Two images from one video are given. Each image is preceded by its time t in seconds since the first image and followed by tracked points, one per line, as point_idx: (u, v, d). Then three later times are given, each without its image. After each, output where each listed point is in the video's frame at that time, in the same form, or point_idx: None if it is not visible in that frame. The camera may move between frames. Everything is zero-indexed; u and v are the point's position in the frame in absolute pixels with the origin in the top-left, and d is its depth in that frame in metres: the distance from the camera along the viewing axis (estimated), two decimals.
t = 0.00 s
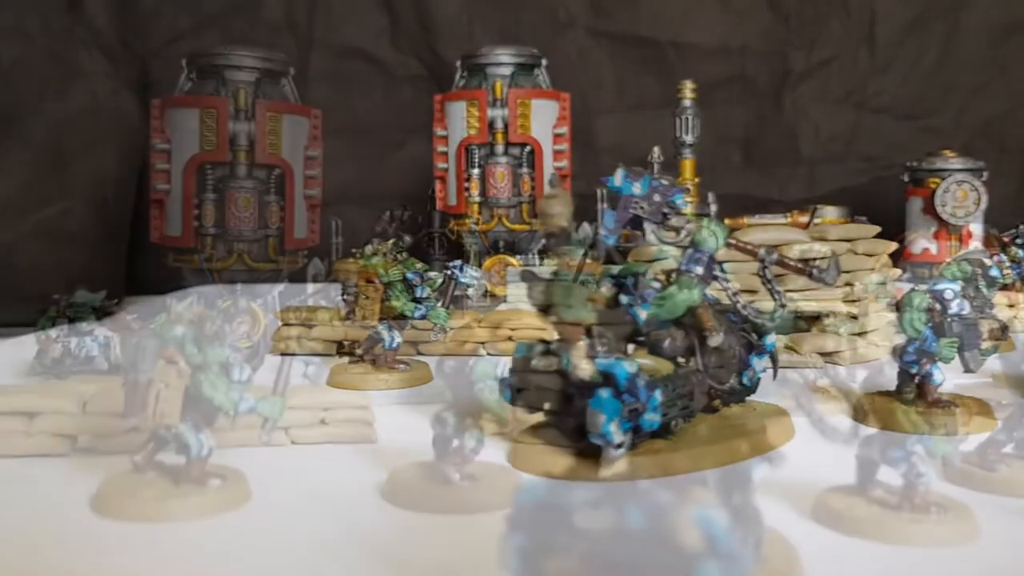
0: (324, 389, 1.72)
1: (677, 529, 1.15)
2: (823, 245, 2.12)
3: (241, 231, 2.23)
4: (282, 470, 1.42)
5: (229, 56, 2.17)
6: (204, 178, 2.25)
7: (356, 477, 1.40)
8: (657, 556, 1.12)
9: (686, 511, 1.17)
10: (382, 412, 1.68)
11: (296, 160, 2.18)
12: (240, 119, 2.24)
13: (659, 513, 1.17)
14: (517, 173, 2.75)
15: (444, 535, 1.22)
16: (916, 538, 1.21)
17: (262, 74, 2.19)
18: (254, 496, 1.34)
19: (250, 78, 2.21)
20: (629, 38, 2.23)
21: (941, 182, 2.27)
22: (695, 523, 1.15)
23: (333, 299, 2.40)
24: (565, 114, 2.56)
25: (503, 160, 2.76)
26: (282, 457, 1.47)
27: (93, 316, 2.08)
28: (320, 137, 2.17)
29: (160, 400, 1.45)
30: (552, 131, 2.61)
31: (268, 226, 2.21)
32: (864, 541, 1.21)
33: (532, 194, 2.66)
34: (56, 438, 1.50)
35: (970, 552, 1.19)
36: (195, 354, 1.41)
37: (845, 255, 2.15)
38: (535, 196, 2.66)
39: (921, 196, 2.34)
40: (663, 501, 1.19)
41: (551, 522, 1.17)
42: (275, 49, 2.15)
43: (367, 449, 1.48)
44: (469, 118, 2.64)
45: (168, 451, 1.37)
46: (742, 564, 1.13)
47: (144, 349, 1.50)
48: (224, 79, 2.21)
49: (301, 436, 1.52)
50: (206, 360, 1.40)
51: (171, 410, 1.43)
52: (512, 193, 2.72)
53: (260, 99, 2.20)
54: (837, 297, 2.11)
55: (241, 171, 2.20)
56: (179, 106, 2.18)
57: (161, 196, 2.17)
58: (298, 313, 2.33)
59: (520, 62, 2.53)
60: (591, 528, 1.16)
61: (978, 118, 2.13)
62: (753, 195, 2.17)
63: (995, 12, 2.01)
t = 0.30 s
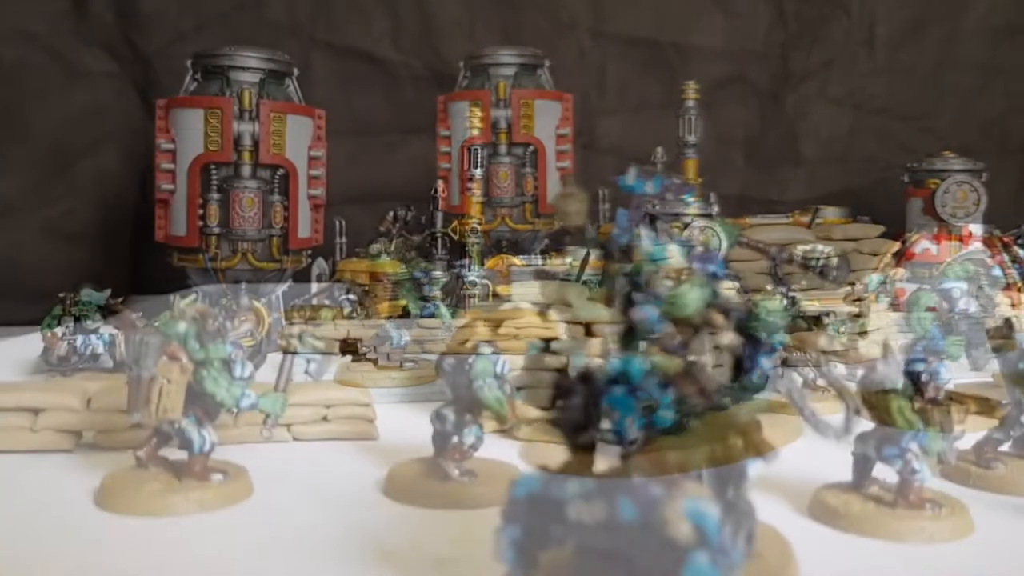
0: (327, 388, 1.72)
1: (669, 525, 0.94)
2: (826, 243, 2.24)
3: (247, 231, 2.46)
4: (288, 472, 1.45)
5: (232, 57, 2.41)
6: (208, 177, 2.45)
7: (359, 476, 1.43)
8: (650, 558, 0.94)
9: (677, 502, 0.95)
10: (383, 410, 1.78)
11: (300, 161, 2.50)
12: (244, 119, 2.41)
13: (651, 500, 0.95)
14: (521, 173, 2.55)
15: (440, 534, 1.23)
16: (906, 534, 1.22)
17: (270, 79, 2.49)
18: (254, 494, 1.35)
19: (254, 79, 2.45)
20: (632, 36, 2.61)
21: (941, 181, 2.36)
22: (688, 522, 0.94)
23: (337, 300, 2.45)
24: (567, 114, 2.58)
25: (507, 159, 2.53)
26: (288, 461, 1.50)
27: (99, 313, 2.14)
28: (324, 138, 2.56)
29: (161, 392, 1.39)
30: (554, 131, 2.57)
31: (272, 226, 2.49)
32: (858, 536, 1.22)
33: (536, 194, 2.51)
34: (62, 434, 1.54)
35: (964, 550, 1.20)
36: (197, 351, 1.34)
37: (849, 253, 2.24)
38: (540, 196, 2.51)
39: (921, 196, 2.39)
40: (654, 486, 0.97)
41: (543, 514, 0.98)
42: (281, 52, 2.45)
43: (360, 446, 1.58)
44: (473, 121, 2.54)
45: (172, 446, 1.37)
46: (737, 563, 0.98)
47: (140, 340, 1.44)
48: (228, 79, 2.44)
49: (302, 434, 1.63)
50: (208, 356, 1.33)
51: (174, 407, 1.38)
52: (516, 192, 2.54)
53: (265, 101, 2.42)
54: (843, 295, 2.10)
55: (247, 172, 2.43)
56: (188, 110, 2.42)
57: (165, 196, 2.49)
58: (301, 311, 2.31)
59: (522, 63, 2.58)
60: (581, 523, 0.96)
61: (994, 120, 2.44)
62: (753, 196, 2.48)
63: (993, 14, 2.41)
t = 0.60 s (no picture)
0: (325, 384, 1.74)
1: (658, 524, 0.85)
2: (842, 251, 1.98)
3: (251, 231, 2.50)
4: (289, 471, 1.47)
5: (238, 56, 2.42)
6: (213, 177, 2.49)
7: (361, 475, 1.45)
8: (643, 556, 0.85)
9: (668, 497, 0.85)
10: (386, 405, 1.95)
11: (304, 160, 2.52)
12: (248, 119, 2.44)
13: (648, 496, 0.86)
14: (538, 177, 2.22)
15: (438, 531, 1.24)
16: (901, 532, 1.22)
17: (274, 80, 2.50)
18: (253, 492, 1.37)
19: (258, 79, 2.47)
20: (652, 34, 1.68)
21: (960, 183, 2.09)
22: (680, 519, 0.84)
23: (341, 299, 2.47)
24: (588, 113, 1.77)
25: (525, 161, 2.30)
26: (289, 461, 1.52)
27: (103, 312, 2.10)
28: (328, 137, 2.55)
29: (158, 390, 1.35)
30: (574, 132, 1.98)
31: (275, 225, 2.52)
32: (854, 534, 1.23)
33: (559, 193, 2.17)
34: (66, 432, 1.57)
35: (962, 548, 1.20)
36: (197, 349, 1.33)
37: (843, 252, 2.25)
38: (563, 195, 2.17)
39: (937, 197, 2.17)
40: (645, 481, 0.87)
41: (533, 512, 0.89)
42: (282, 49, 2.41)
43: (359, 444, 1.63)
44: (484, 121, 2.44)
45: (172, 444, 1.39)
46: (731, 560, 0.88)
47: (142, 338, 1.32)
48: (232, 78, 2.46)
49: (303, 433, 1.66)
50: (208, 354, 1.33)
51: (172, 404, 1.36)
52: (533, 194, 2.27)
53: (270, 101, 2.45)
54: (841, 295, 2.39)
55: (252, 173, 2.47)
56: (192, 111, 2.45)
57: (169, 195, 2.51)
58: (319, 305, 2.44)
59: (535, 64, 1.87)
60: (572, 521, 0.87)
61: (992, 122, 1.71)
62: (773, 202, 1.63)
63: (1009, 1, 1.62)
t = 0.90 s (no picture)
0: (324, 377, 1.72)
1: (641, 518, 0.82)
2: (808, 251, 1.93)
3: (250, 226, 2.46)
4: (283, 466, 1.47)
5: (238, 52, 2.43)
6: (213, 172, 2.44)
7: (356, 471, 1.46)
8: (627, 549, 0.84)
9: (652, 490, 0.83)
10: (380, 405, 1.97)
11: (303, 156, 2.50)
12: (248, 114, 2.42)
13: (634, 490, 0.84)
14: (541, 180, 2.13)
15: (431, 526, 1.24)
16: (895, 529, 1.21)
17: (274, 74, 2.50)
18: (245, 486, 1.37)
19: (259, 74, 2.46)
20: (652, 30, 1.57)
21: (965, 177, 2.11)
22: (665, 513, 0.82)
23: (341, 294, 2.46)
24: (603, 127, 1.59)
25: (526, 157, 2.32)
26: (284, 455, 1.52)
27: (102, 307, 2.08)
28: (327, 134, 2.56)
29: (152, 384, 1.31)
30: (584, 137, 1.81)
31: (275, 221, 2.49)
32: (849, 531, 1.23)
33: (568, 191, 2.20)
34: (64, 427, 1.58)
35: (956, 545, 1.20)
36: (191, 343, 1.32)
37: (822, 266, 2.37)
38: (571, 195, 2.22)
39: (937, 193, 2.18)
40: (632, 474, 0.86)
41: (521, 504, 0.89)
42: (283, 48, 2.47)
43: (354, 441, 1.63)
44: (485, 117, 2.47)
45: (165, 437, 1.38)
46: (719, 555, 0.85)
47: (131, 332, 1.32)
48: (232, 74, 2.45)
49: (300, 428, 1.67)
50: (203, 348, 1.32)
51: (167, 398, 1.31)
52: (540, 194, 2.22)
53: (270, 97, 2.42)
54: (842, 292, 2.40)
55: (252, 168, 2.44)
56: (192, 105, 2.42)
57: (169, 190, 2.48)
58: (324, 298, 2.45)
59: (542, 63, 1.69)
60: (559, 514, 0.87)
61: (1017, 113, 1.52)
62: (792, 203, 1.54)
63: None
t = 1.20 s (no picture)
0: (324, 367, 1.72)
1: (627, 509, 0.82)
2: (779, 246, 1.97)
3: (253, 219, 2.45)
4: (280, 457, 1.47)
5: (240, 44, 2.43)
6: (215, 164, 2.45)
7: (352, 462, 1.46)
8: (614, 540, 0.84)
9: (639, 481, 0.83)
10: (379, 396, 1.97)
11: (305, 148, 2.50)
12: (250, 107, 2.42)
13: (621, 481, 0.84)
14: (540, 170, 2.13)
15: (424, 518, 1.24)
16: (890, 522, 1.21)
17: (276, 67, 2.50)
18: (241, 478, 1.38)
19: (261, 67, 2.46)
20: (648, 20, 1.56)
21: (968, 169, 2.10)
22: (651, 504, 0.81)
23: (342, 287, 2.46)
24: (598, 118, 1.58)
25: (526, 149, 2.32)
26: (282, 446, 1.53)
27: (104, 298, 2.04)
28: (329, 127, 2.57)
29: (149, 375, 1.32)
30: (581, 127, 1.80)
31: (278, 213, 2.49)
32: (844, 523, 1.23)
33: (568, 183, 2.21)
34: (64, 418, 1.59)
35: (951, 538, 1.19)
36: (186, 334, 1.32)
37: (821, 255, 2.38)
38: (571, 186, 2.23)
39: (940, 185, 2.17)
40: (620, 465, 0.86)
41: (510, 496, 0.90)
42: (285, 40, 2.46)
43: (352, 433, 1.64)
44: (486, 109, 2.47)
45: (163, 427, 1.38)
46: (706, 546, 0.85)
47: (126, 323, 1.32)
48: (234, 66, 2.45)
49: (298, 420, 1.67)
50: (199, 340, 1.32)
51: (163, 389, 1.32)
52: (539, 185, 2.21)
53: (272, 89, 2.42)
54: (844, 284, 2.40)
55: (254, 160, 2.44)
56: (194, 98, 2.42)
57: (172, 183, 2.48)
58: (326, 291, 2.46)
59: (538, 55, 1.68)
60: (546, 505, 0.87)
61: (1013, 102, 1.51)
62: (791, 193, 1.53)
63: None
